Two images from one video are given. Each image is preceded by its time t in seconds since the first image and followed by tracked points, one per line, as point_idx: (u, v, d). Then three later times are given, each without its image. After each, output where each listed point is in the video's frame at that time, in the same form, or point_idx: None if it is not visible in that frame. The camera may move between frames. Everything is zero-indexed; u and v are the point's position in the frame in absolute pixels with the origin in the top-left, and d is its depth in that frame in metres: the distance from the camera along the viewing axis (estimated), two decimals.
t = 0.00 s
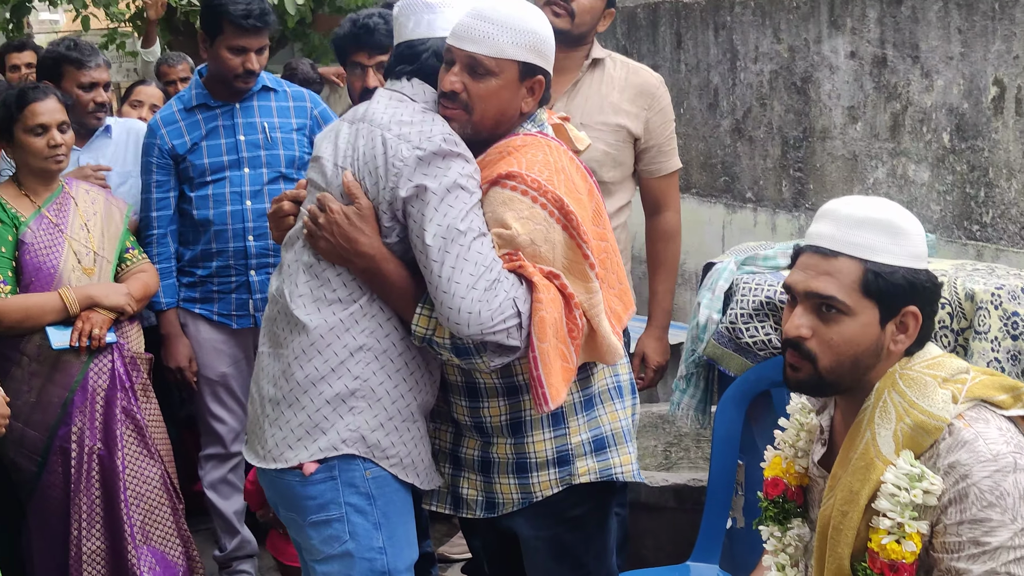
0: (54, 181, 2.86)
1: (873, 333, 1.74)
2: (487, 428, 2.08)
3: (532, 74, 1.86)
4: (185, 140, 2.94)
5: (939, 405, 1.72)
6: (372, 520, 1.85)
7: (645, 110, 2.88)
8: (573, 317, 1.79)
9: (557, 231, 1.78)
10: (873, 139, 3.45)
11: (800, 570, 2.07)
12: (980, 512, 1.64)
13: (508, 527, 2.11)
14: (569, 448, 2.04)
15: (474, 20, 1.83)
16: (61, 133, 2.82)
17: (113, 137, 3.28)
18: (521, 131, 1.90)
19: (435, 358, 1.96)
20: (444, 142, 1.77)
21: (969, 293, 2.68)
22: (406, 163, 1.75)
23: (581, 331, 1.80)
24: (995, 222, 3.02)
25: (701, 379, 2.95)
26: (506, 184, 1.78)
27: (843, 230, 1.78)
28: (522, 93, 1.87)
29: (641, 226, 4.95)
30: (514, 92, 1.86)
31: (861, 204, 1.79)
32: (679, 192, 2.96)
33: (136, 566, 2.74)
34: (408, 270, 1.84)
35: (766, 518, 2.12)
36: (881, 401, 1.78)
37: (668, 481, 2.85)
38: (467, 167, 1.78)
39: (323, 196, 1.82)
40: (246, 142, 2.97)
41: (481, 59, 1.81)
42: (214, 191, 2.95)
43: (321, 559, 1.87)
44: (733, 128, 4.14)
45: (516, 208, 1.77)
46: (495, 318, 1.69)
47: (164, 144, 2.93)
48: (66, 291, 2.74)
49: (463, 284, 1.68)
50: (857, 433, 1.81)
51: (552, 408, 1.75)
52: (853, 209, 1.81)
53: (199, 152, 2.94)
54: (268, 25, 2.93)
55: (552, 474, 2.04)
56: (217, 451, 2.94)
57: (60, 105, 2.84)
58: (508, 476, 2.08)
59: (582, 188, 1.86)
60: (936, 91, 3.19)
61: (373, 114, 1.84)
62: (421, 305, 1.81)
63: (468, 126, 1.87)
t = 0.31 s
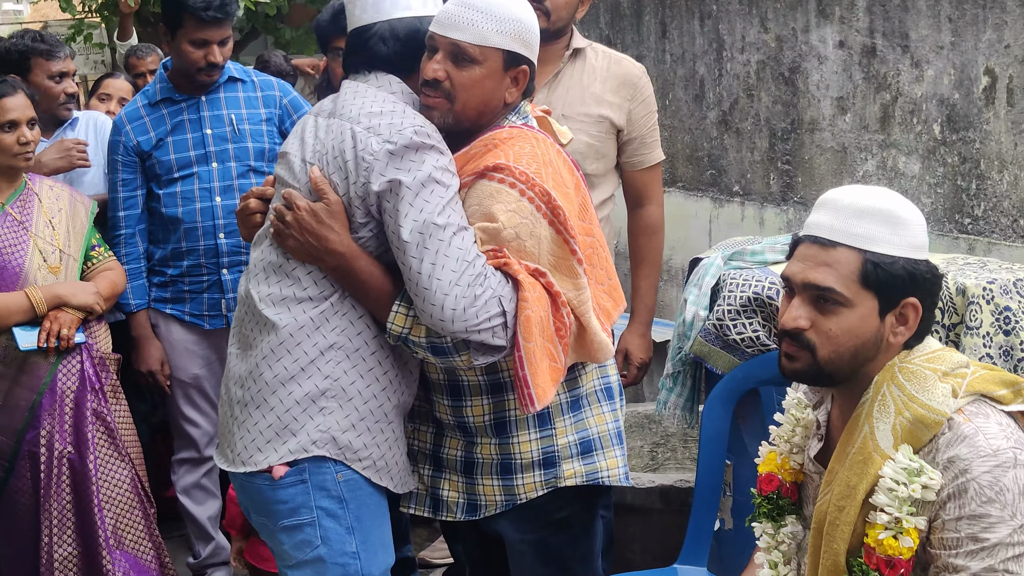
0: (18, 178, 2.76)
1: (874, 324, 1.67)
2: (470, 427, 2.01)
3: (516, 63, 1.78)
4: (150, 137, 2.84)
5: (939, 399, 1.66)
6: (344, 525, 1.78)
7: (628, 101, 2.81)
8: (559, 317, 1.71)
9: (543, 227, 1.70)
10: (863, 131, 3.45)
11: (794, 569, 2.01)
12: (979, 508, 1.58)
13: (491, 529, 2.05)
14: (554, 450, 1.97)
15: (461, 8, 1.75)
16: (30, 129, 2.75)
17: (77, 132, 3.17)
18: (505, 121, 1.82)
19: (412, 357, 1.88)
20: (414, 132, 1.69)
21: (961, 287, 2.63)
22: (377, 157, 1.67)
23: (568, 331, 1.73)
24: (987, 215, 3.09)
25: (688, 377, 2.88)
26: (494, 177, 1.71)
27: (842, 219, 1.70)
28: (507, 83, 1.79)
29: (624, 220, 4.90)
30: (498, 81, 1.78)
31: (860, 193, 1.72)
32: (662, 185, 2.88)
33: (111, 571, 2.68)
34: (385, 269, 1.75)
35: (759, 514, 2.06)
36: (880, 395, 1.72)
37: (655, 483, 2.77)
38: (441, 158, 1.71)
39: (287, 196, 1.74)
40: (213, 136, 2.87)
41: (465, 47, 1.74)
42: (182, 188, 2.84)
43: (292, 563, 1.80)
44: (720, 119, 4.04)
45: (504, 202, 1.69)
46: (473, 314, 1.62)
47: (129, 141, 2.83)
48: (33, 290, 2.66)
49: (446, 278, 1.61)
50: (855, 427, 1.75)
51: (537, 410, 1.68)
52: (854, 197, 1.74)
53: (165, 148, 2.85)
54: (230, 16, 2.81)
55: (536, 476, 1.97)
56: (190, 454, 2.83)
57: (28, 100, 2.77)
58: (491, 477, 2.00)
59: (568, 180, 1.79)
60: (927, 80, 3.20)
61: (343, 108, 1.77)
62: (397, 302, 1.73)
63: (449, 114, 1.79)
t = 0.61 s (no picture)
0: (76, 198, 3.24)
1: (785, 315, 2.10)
2: (462, 403, 2.35)
3: (506, 90, 2.23)
4: (189, 161, 3.35)
5: (867, 378, 2.08)
6: (348, 492, 2.17)
7: (593, 128, 3.36)
8: (538, 308, 2.09)
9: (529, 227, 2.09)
10: (795, 155, 3.92)
11: (741, 519, 2.46)
12: (899, 471, 1.99)
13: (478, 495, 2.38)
14: (533, 425, 2.30)
15: (457, 47, 2.22)
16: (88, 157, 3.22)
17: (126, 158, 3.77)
18: (501, 147, 2.23)
19: (403, 346, 2.26)
20: (358, 159, 2.04)
21: (878, 287, 3.07)
22: (337, 188, 2.04)
23: (545, 319, 2.10)
24: (900, 226, 3.51)
25: (650, 364, 3.39)
26: (493, 184, 2.09)
27: (774, 226, 2.11)
28: (498, 107, 2.24)
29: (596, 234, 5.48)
30: (491, 106, 2.22)
31: (799, 205, 2.11)
32: (625, 199, 3.42)
33: (157, 532, 3.13)
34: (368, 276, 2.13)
35: (714, 474, 2.51)
36: (817, 376, 2.14)
37: (621, 453, 3.29)
38: (388, 173, 2.05)
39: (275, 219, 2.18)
40: (242, 161, 3.37)
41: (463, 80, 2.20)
42: (216, 206, 3.35)
43: (314, 525, 2.20)
44: (674, 146, 4.64)
45: (500, 206, 2.07)
46: (459, 311, 2.01)
47: (171, 166, 3.34)
48: (91, 293, 3.12)
49: (416, 285, 2.00)
50: (797, 404, 2.17)
51: (524, 387, 2.05)
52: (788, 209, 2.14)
53: (201, 171, 3.34)
54: (253, 59, 3.34)
55: (517, 448, 2.30)
56: (226, 432, 3.35)
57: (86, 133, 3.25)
58: (479, 448, 2.33)
59: (547, 193, 2.16)
60: (849, 113, 3.66)
61: (309, 143, 2.14)
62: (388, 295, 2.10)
63: (452, 136, 2.24)
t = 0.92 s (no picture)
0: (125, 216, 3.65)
1: (756, 318, 2.25)
2: (460, 395, 2.58)
3: (472, 109, 2.46)
4: (227, 182, 3.87)
5: (829, 372, 2.20)
6: (350, 478, 2.48)
7: (581, 150, 3.80)
8: (523, 321, 2.37)
9: (508, 235, 2.36)
10: (762, 176, 4.36)
11: (718, 500, 2.53)
12: (858, 454, 2.12)
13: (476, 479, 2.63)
14: (524, 411, 2.53)
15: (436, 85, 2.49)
16: (135, 178, 3.61)
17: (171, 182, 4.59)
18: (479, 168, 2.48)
19: (402, 349, 2.54)
20: (359, 196, 2.30)
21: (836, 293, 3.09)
22: (350, 217, 2.32)
23: (530, 327, 2.38)
24: (856, 238, 3.89)
25: (636, 361, 3.75)
26: (475, 199, 2.35)
27: (745, 237, 2.27)
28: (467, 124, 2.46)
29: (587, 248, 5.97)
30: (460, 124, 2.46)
31: (768, 219, 2.27)
32: (610, 212, 3.91)
33: (197, 510, 3.53)
34: (366, 288, 2.42)
35: (692, 458, 2.60)
36: (785, 370, 2.27)
37: (610, 441, 3.75)
38: (387, 206, 2.31)
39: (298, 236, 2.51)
40: (275, 183, 3.88)
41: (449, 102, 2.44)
42: (251, 222, 3.87)
43: (323, 504, 2.53)
44: (655, 168, 5.08)
45: (478, 214, 2.33)
46: (445, 331, 2.27)
47: (211, 186, 3.87)
48: (139, 300, 3.52)
49: (406, 308, 2.27)
50: (768, 394, 2.30)
51: (506, 392, 2.35)
52: (769, 223, 2.27)
53: (238, 191, 3.87)
54: (286, 93, 3.80)
55: (512, 432, 2.53)
56: (258, 423, 3.96)
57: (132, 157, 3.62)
58: (477, 435, 2.57)
59: (523, 211, 2.41)
60: (810, 137, 4.07)
61: (329, 174, 2.42)
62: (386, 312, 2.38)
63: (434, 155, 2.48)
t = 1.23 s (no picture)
0: (127, 223, 3.65)
1: (761, 327, 2.24)
2: (456, 401, 2.56)
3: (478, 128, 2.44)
4: (231, 190, 3.86)
5: (832, 378, 2.20)
6: (356, 482, 2.47)
7: (583, 157, 3.80)
8: (516, 330, 2.36)
9: (491, 238, 2.35)
10: (766, 181, 4.36)
11: (723, 508, 2.51)
12: (863, 461, 2.10)
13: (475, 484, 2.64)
14: (520, 411, 2.53)
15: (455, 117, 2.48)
16: (134, 186, 3.60)
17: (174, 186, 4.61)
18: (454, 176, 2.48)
19: (406, 356, 2.53)
20: (386, 206, 2.26)
21: (840, 297, 3.08)
22: (371, 225, 2.28)
23: (525, 333, 2.37)
24: (859, 243, 3.88)
25: (641, 368, 3.70)
26: (451, 204, 2.38)
27: (745, 248, 2.26)
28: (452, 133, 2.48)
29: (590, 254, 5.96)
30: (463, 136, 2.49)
31: (768, 227, 2.26)
32: (611, 218, 3.90)
33: (194, 519, 3.50)
34: (373, 294, 2.41)
35: (695, 466, 2.58)
36: (788, 377, 2.26)
37: (614, 448, 3.74)
38: (411, 220, 2.28)
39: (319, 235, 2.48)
40: (279, 190, 3.89)
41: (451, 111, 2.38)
42: (255, 229, 3.88)
43: (327, 508, 2.52)
44: (658, 174, 5.08)
45: (457, 219, 2.35)
46: (447, 349, 2.26)
47: (215, 193, 3.85)
48: (141, 307, 3.51)
49: (413, 323, 2.24)
50: (770, 401, 2.29)
51: (510, 401, 2.36)
52: (767, 231, 2.26)
53: (242, 198, 3.86)
54: (292, 100, 3.78)
55: (509, 432, 2.53)
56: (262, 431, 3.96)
57: (132, 164, 3.63)
58: (475, 439, 2.56)
59: (502, 213, 2.39)
60: (813, 143, 4.07)
61: (357, 177, 2.39)
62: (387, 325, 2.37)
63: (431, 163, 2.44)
